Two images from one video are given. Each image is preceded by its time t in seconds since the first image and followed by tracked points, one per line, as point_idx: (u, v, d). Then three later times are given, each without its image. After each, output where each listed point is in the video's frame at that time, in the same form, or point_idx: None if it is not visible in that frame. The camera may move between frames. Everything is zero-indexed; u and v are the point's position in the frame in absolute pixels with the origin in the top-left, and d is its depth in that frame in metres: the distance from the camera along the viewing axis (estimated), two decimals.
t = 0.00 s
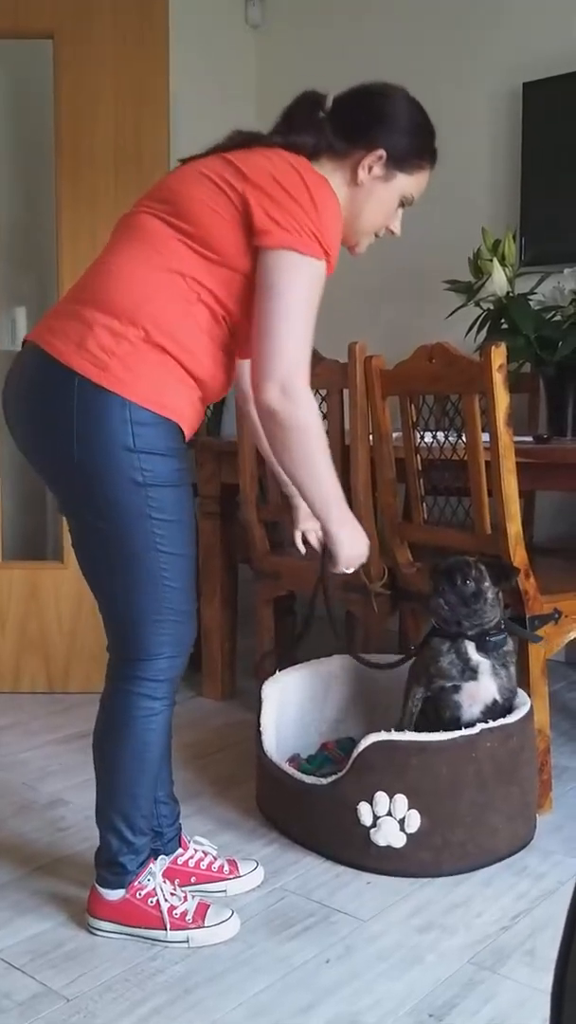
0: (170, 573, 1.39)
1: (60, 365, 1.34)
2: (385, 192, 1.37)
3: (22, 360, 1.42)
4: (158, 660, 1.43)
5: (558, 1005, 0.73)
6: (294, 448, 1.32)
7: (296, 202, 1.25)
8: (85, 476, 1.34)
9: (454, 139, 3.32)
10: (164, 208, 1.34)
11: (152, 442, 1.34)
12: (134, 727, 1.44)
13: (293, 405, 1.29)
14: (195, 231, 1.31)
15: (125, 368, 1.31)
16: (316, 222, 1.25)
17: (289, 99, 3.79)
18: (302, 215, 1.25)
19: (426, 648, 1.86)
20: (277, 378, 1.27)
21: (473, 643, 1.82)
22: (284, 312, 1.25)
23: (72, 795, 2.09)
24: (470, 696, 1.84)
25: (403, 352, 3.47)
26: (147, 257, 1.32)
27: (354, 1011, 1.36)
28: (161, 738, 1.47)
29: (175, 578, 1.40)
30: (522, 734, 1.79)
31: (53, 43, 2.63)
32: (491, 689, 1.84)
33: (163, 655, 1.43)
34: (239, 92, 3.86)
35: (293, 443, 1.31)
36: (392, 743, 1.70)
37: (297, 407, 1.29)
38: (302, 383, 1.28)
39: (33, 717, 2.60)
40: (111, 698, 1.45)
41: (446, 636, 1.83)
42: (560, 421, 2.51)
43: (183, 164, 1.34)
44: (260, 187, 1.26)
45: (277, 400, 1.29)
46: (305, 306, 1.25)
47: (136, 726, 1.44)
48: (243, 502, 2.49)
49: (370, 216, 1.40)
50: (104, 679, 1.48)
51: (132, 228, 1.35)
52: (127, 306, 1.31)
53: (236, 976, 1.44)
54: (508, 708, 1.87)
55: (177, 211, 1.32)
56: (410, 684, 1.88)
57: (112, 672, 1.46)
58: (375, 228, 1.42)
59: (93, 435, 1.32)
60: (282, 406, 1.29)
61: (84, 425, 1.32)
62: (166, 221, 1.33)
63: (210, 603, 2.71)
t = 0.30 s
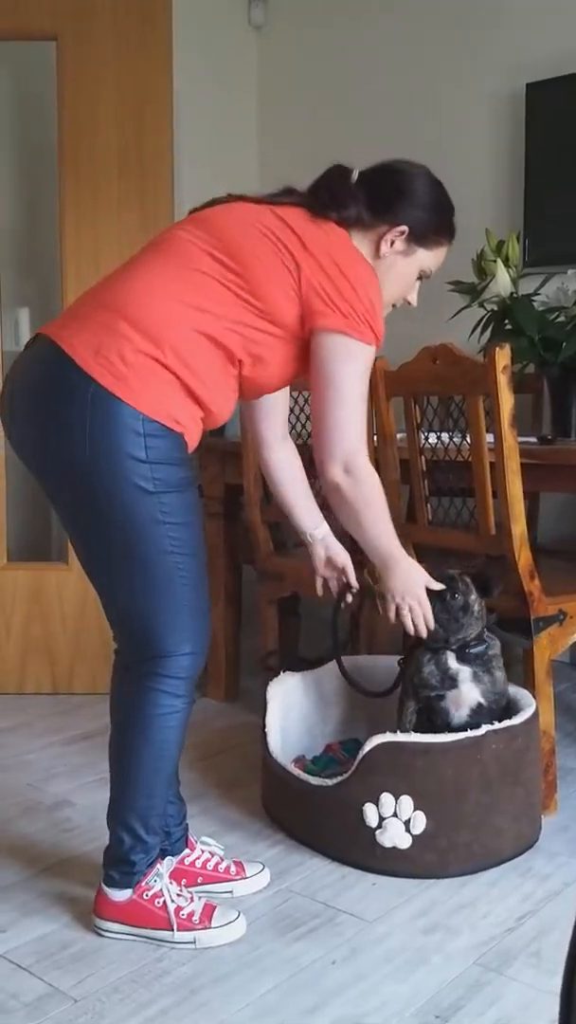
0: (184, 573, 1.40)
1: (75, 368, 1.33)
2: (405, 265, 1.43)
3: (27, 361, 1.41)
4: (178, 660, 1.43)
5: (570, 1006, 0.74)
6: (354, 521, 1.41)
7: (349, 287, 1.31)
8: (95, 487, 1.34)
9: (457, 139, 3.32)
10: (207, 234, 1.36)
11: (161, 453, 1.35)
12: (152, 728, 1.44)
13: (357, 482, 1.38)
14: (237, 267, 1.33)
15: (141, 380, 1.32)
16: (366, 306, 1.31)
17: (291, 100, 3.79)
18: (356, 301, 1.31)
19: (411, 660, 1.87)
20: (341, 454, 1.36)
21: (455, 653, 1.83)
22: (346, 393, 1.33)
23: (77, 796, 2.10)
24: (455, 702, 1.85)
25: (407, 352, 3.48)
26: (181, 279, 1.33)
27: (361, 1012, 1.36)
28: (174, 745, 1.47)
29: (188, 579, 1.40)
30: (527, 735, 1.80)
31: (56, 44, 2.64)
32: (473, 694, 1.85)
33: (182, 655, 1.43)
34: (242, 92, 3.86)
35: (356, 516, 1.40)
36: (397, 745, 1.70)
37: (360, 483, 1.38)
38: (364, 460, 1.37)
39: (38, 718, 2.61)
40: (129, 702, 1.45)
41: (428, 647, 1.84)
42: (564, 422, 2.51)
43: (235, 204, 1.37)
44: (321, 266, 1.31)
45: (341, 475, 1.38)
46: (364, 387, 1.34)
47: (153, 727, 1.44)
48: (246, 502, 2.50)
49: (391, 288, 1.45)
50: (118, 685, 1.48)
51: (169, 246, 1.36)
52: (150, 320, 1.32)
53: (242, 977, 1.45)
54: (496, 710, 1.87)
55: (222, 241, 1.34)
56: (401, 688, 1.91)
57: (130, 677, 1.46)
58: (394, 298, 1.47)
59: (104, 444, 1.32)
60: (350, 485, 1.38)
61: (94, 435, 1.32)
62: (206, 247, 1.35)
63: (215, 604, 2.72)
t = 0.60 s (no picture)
0: (198, 573, 1.40)
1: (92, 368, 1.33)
2: (412, 290, 1.44)
3: (40, 360, 1.40)
4: (190, 658, 1.43)
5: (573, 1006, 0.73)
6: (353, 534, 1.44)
7: (362, 307, 1.33)
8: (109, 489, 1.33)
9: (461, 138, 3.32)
10: (228, 245, 1.36)
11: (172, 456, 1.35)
12: (162, 728, 1.45)
13: (360, 499, 1.41)
14: (255, 278, 1.34)
15: (154, 384, 1.32)
16: (378, 326, 1.34)
17: (295, 100, 3.79)
18: (371, 324, 1.33)
19: (412, 670, 1.87)
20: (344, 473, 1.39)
21: (458, 654, 1.82)
22: (354, 413, 1.35)
23: (81, 795, 2.10)
24: (457, 703, 1.85)
25: (410, 352, 3.48)
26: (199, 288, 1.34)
27: (364, 1011, 1.36)
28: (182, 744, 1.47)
29: (201, 578, 1.40)
30: (532, 733, 1.80)
31: (60, 43, 2.64)
32: (475, 694, 1.84)
33: (195, 653, 1.43)
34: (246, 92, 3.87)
35: (357, 531, 1.44)
36: (400, 743, 1.70)
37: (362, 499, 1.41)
38: (365, 474, 1.39)
39: (42, 716, 2.61)
40: (139, 702, 1.45)
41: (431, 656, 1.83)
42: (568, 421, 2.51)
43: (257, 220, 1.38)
44: (338, 285, 1.32)
45: (342, 492, 1.40)
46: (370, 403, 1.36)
47: (164, 726, 1.45)
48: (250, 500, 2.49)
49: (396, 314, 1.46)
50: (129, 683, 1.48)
51: (187, 254, 1.37)
52: (165, 326, 1.32)
53: (246, 975, 1.45)
54: (496, 709, 1.88)
55: (242, 253, 1.35)
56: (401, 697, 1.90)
57: (143, 677, 1.46)
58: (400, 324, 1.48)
59: (119, 446, 1.32)
60: (351, 498, 1.41)
61: (109, 437, 1.32)
62: (226, 259, 1.35)
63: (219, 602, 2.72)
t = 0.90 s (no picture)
0: (216, 565, 1.39)
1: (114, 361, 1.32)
2: (413, 221, 1.39)
3: (59, 352, 1.39)
4: (202, 652, 1.43)
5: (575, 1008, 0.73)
6: (227, 365, 1.26)
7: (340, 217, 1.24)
8: (138, 476, 1.33)
9: (464, 136, 3.32)
10: (218, 214, 1.31)
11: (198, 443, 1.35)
12: (172, 721, 1.44)
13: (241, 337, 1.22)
14: (248, 245, 1.29)
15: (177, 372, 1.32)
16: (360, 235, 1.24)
17: (299, 98, 3.79)
18: (352, 234, 1.23)
19: (411, 667, 1.88)
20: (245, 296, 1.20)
21: (453, 648, 1.83)
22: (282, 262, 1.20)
23: (83, 792, 2.10)
24: (455, 701, 1.85)
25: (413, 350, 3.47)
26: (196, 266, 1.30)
27: (366, 1009, 1.36)
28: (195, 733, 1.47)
29: (218, 570, 1.40)
30: (535, 732, 1.79)
31: (63, 41, 2.64)
32: (472, 692, 1.84)
33: (206, 647, 1.43)
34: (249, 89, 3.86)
35: (231, 365, 1.25)
36: (403, 740, 1.70)
37: (252, 340, 1.23)
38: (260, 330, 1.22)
39: (44, 714, 2.61)
40: (151, 694, 1.45)
41: (427, 647, 1.85)
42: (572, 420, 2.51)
43: (238, 183, 1.31)
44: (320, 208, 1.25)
45: (235, 309, 1.21)
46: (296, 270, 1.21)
47: (173, 718, 1.44)
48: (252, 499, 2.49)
49: (403, 243, 1.41)
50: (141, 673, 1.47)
51: (182, 224, 1.34)
52: (177, 311, 1.30)
53: (248, 972, 1.45)
54: (496, 706, 1.87)
55: (232, 220, 1.29)
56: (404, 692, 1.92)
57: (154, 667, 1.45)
58: (406, 251, 1.43)
59: (146, 432, 1.31)
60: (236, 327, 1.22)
61: (138, 424, 1.31)
62: (218, 230, 1.31)
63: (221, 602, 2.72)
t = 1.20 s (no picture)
0: (208, 566, 1.39)
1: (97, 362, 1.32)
2: (402, 186, 1.37)
3: (51, 359, 1.40)
4: (198, 653, 1.43)
5: None
6: (216, 358, 1.21)
7: (314, 192, 1.22)
8: (123, 481, 1.33)
9: (467, 136, 3.32)
10: (193, 209, 1.30)
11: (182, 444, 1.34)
12: (167, 723, 1.44)
13: (224, 317, 1.18)
14: (220, 236, 1.27)
15: (160, 371, 1.31)
16: (336, 211, 1.22)
17: (302, 98, 3.79)
18: (327, 210, 1.21)
19: (412, 667, 1.88)
20: (227, 282, 1.17)
21: (456, 648, 1.83)
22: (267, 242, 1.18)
23: (86, 792, 2.10)
24: (456, 702, 1.86)
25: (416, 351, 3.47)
26: (170, 262, 1.29)
27: (369, 1009, 1.36)
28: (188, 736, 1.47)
29: (211, 573, 1.40)
30: (537, 732, 1.79)
31: (66, 41, 2.64)
32: (473, 693, 1.85)
33: (202, 649, 1.43)
34: (252, 89, 3.86)
35: (219, 358, 1.21)
36: (406, 740, 1.70)
37: (237, 326, 1.19)
38: (243, 307, 1.18)
39: (47, 714, 2.61)
40: (148, 697, 1.45)
41: (429, 646, 1.85)
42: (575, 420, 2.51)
43: (211, 175, 1.30)
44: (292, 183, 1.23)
45: (217, 296, 1.17)
46: (280, 249, 1.18)
47: (169, 721, 1.44)
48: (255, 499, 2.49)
49: (396, 208, 1.39)
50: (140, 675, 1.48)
51: (160, 226, 1.33)
52: (158, 311, 1.29)
53: (251, 972, 1.45)
54: (495, 707, 1.88)
55: (206, 213, 1.28)
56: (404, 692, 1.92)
57: (150, 668, 1.46)
58: (399, 216, 1.41)
59: (130, 437, 1.31)
60: (218, 307, 1.18)
61: (123, 430, 1.31)
62: (193, 224, 1.30)
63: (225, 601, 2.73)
